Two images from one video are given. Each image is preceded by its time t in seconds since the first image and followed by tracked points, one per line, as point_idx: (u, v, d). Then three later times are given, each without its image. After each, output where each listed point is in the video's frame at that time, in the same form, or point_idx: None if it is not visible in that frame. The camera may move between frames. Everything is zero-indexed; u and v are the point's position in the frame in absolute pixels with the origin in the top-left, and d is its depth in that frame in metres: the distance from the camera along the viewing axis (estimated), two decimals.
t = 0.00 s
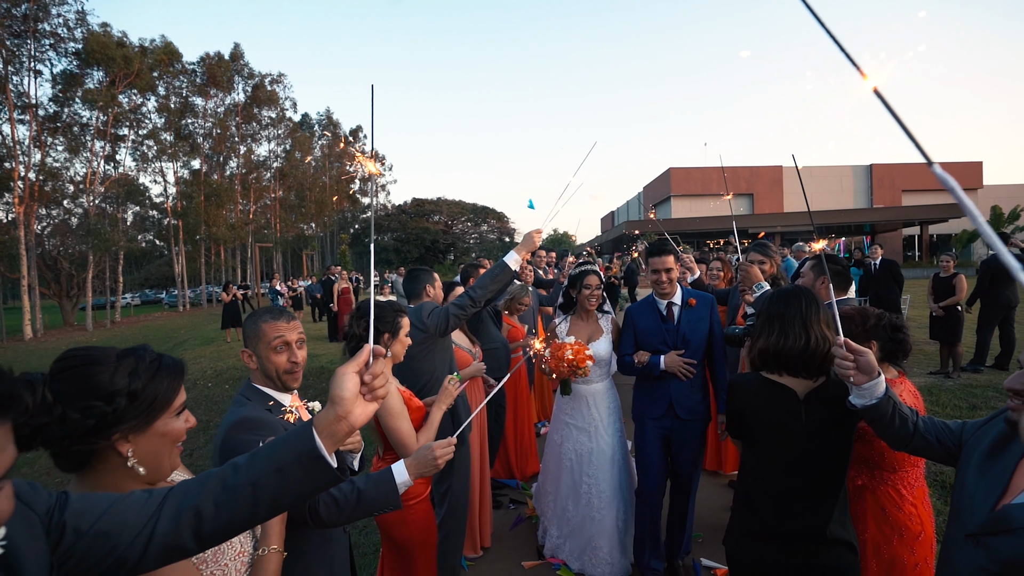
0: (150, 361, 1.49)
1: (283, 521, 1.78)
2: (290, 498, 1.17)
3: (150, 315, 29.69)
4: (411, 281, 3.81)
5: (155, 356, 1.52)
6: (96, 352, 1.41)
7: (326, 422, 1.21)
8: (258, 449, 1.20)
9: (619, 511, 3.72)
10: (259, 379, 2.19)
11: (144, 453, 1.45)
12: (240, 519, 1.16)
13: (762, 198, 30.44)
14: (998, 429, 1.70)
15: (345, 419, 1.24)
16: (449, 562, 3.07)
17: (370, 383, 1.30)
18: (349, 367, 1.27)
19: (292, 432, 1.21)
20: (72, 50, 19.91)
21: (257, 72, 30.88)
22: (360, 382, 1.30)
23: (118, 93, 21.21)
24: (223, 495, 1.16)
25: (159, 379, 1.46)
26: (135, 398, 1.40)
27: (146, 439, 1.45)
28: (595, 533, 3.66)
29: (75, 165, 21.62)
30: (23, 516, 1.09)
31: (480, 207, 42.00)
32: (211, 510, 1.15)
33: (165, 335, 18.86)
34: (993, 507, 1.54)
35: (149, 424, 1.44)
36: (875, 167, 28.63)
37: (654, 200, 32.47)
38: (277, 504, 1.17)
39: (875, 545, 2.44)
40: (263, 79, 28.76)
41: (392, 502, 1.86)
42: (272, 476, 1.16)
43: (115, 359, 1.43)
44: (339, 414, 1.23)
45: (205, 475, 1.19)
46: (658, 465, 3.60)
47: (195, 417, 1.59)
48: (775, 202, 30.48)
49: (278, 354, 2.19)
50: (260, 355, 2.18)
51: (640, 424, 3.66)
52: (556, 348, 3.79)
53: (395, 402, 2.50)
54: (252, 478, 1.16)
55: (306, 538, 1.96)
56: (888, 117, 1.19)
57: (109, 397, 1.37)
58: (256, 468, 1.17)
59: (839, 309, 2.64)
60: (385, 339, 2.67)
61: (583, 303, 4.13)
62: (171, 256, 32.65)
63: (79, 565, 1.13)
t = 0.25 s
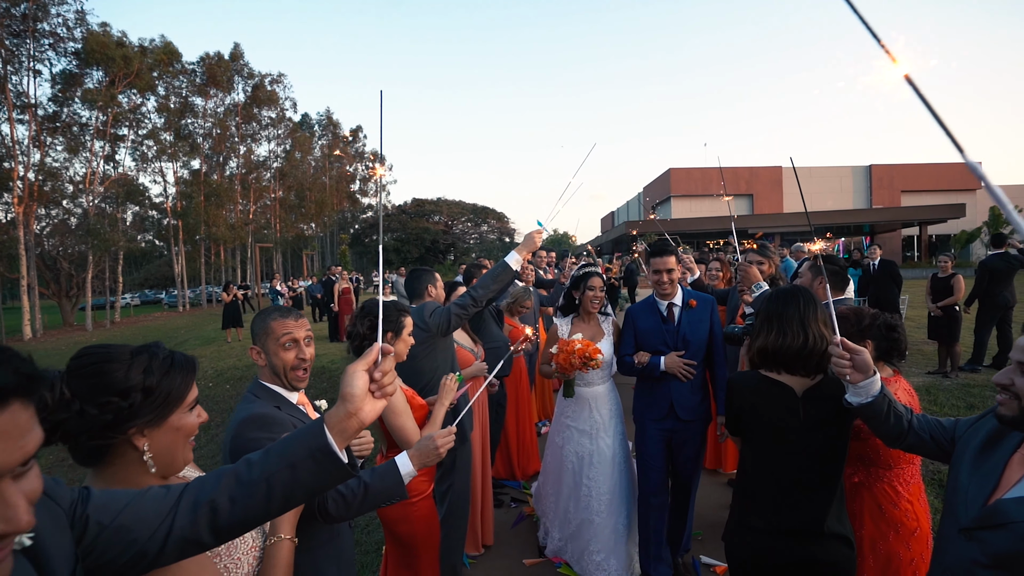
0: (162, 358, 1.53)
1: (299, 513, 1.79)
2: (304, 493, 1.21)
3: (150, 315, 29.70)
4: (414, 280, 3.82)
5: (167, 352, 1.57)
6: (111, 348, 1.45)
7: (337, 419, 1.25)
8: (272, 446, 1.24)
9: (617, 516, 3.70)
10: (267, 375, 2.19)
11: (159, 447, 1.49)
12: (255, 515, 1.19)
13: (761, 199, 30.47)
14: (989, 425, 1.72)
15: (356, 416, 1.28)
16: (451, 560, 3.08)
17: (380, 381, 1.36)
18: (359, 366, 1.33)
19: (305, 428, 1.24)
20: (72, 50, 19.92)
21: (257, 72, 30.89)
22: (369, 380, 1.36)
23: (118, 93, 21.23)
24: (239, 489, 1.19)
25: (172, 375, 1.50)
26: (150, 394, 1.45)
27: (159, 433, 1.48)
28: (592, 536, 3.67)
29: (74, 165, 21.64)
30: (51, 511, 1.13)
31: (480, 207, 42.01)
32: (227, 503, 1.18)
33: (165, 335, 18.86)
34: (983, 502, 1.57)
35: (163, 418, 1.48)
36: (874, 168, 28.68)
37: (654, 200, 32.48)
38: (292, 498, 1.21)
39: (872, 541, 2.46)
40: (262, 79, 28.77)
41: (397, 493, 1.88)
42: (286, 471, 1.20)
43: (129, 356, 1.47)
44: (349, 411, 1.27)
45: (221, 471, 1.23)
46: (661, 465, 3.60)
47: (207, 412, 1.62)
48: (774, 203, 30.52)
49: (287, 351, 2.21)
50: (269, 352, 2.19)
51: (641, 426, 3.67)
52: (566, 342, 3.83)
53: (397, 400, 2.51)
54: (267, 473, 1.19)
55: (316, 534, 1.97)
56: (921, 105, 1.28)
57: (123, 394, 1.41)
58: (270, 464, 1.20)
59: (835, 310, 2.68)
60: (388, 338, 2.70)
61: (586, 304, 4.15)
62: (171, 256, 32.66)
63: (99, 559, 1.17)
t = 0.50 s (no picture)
0: (173, 356, 1.61)
1: (310, 508, 1.81)
2: (316, 490, 1.25)
3: (151, 315, 29.70)
4: (416, 280, 3.83)
5: (178, 350, 1.65)
6: (125, 348, 1.54)
7: (348, 419, 1.31)
8: (285, 444, 1.27)
9: (621, 520, 3.70)
10: (274, 373, 2.21)
11: (171, 441, 1.57)
12: (270, 511, 1.22)
13: (762, 199, 30.47)
14: (985, 423, 1.74)
15: (366, 416, 1.33)
16: (454, 558, 3.07)
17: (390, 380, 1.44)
18: (368, 367, 1.40)
19: (317, 428, 1.28)
20: (73, 51, 19.96)
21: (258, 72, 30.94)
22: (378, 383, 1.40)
23: (119, 93, 21.27)
24: (253, 487, 1.22)
25: (183, 372, 1.59)
26: (162, 391, 1.53)
27: (173, 427, 1.57)
28: (594, 541, 3.66)
29: (75, 165, 21.67)
30: (76, 505, 1.15)
31: (480, 208, 42.00)
32: (242, 501, 1.21)
33: (166, 335, 18.88)
34: (980, 499, 1.58)
35: (176, 413, 1.57)
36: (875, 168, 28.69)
37: (655, 200, 32.49)
38: (305, 495, 1.24)
39: (871, 540, 2.47)
40: (263, 80, 28.82)
41: (401, 486, 1.88)
42: (299, 470, 1.23)
43: (141, 355, 1.55)
44: (359, 410, 1.33)
45: (235, 468, 1.26)
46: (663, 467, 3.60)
47: (217, 407, 1.72)
48: (775, 203, 30.52)
49: (295, 349, 2.23)
50: (278, 349, 2.21)
51: (643, 427, 3.68)
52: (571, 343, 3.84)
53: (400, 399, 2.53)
54: (281, 472, 1.23)
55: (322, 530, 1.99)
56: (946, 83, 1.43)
57: (138, 389, 1.49)
58: (284, 462, 1.23)
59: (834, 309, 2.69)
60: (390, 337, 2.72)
61: (589, 306, 4.16)
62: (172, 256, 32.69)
63: (116, 556, 1.18)
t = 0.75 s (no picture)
0: (181, 355, 1.64)
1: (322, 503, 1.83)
2: (325, 488, 1.26)
3: (151, 315, 29.71)
4: (418, 280, 3.85)
5: (187, 348, 1.68)
6: (136, 346, 1.58)
7: (356, 417, 1.32)
8: (294, 444, 1.29)
9: (624, 521, 3.70)
10: (280, 371, 2.23)
11: (181, 436, 1.60)
12: (279, 509, 1.24)
13: (762, 199, 30.49)
14: (981, 421, 1.76)
15: (374, 415, 1.34)
16: (456, 555, 3.08)
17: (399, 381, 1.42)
18: (378, 367, 1.37)
19: (326, 427, 1.30)
20: (74, 51, 19.98)
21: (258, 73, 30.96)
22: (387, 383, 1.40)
23: (120, 94, 21.28)
24: (263, 485, 1.24)
25: (192, 369, 1.62)
26: (172, 388, 1.56)
27: (183, 423, 1.60)
28: (597, 542, 3.67)
29: (76, 165, 21.70)
30: (93, 502, 1.19)
31: (481, 208, 42.01)
32: (252, 499, 1.23)
33: (166, 336, 18.89)
34: (977, 494, 1.59)
35: (185, 410, 1.59)
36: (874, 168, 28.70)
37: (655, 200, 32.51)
38: (314, 494, 1.26)
39: (870, 538, 2.49)
40: (263, 80, 28.84)
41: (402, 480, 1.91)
42: (309, 467, 1.25)
43: (150, 353, 1.59)
44: (368, 411, 1.33)
45: (245, 468, 1.28)
46: (666, 468, 3.61)
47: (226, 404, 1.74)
48: (775, 203, 30.53)
49: (303, 345, 2.26)
50: (286, 346, 2.23)
51: (643, 428, 3.68)
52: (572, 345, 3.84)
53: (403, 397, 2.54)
54: (290, 471, 1.24)
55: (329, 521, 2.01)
56: (945, 77, 1.38)
57: (147, 386, 1.52)
58: (293, 461, 1.25)
59: (831, 309, 2.71)
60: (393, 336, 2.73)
61: (590, 308, 4.16)
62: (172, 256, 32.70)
63: (132, 552, 1.23)
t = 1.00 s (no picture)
0: (185, 352, 1.65)
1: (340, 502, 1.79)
2: (333, 487, 1.27)
3: (151, 316, 29.71)
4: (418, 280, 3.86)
5: (190, 345, 1.69)
6: (138, 343, 1.60)
7: (364, 417, 1.33)
8: (302, 441, 1.30)
9: (625, 520, 3.72)
10: (284, 368, 2.24)
11: (186, 431, 1.61)
12: (287, 507, 1.25)
13: (762, 199, 30.49)
14: (980, 417, 1.76)
15: (380, 415, 1.34)
16: (457, 553, 3.08)
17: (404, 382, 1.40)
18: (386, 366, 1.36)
19: (334, 425, 1.30)
20: (74, 51, 19.99)
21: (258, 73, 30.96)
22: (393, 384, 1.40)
23: (120, 94, 21.30)
24: (271, 482, 1.25)
25: (195, 365, 1.63)
26: (176, 384, 1.57)
27: (187, 418, 1.60)
28: (597, 543, 3.67)
29: (76, 166, 21.73)
30: (105, 496, 1.21)
31: (480, 209, 42.01)
32: (261, 496, 1.24)
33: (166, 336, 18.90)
34: (973, 490, 1.60)
35: (189, 405, 1.60)
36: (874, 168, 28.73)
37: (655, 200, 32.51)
38: (322, 490, 1.27)
39: (869, 536, 2.50)
40: (263, 80, 28.86)
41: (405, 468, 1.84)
42: (316, 466, 1.26)
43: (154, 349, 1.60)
44: (375, 410, 1.33)
45: (253, 466, 1.29)
46: (667, 469, 3.61)
47: (230, 399, 1.76)
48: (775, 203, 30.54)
49: (309, 342, 2.28)
50: (291, 343, 2.25)
51: (643, 429, 3.69)
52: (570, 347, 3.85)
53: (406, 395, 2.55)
54: (298, 468, 1.25)
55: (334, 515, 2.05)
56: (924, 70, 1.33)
57: (152, 381, 1.53)
58: (301, 459, 1.26)
59: (828, 307, 2.73)
60: (394, 335, 2.75)
61: (591, 309, 4.17)
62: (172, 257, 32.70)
63: (143, 547, 1.25)
